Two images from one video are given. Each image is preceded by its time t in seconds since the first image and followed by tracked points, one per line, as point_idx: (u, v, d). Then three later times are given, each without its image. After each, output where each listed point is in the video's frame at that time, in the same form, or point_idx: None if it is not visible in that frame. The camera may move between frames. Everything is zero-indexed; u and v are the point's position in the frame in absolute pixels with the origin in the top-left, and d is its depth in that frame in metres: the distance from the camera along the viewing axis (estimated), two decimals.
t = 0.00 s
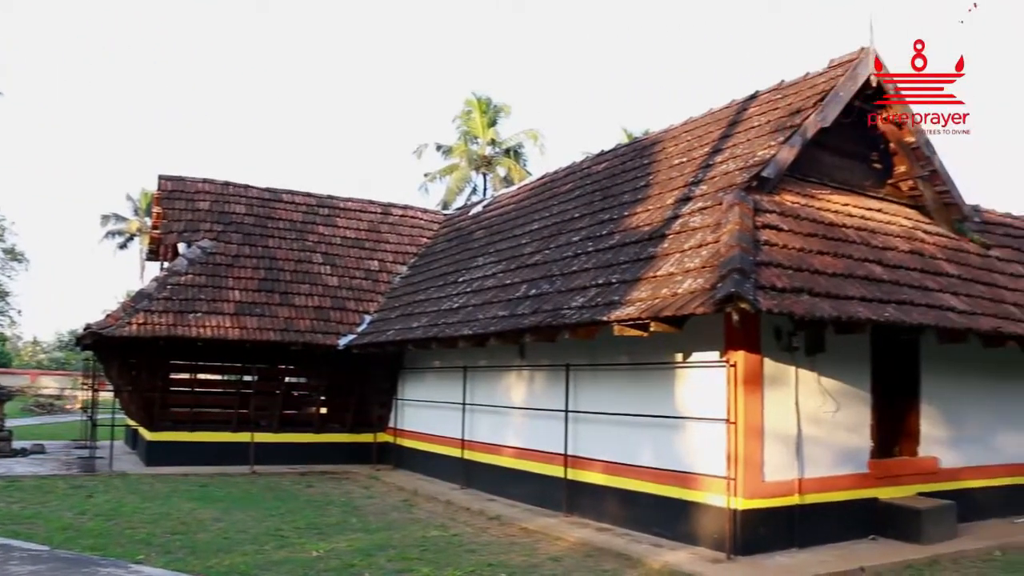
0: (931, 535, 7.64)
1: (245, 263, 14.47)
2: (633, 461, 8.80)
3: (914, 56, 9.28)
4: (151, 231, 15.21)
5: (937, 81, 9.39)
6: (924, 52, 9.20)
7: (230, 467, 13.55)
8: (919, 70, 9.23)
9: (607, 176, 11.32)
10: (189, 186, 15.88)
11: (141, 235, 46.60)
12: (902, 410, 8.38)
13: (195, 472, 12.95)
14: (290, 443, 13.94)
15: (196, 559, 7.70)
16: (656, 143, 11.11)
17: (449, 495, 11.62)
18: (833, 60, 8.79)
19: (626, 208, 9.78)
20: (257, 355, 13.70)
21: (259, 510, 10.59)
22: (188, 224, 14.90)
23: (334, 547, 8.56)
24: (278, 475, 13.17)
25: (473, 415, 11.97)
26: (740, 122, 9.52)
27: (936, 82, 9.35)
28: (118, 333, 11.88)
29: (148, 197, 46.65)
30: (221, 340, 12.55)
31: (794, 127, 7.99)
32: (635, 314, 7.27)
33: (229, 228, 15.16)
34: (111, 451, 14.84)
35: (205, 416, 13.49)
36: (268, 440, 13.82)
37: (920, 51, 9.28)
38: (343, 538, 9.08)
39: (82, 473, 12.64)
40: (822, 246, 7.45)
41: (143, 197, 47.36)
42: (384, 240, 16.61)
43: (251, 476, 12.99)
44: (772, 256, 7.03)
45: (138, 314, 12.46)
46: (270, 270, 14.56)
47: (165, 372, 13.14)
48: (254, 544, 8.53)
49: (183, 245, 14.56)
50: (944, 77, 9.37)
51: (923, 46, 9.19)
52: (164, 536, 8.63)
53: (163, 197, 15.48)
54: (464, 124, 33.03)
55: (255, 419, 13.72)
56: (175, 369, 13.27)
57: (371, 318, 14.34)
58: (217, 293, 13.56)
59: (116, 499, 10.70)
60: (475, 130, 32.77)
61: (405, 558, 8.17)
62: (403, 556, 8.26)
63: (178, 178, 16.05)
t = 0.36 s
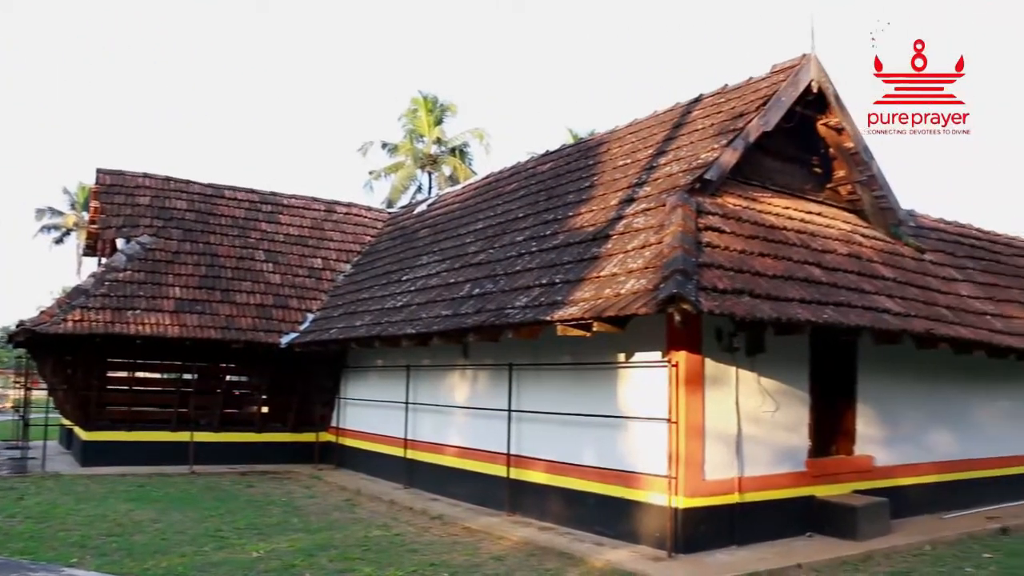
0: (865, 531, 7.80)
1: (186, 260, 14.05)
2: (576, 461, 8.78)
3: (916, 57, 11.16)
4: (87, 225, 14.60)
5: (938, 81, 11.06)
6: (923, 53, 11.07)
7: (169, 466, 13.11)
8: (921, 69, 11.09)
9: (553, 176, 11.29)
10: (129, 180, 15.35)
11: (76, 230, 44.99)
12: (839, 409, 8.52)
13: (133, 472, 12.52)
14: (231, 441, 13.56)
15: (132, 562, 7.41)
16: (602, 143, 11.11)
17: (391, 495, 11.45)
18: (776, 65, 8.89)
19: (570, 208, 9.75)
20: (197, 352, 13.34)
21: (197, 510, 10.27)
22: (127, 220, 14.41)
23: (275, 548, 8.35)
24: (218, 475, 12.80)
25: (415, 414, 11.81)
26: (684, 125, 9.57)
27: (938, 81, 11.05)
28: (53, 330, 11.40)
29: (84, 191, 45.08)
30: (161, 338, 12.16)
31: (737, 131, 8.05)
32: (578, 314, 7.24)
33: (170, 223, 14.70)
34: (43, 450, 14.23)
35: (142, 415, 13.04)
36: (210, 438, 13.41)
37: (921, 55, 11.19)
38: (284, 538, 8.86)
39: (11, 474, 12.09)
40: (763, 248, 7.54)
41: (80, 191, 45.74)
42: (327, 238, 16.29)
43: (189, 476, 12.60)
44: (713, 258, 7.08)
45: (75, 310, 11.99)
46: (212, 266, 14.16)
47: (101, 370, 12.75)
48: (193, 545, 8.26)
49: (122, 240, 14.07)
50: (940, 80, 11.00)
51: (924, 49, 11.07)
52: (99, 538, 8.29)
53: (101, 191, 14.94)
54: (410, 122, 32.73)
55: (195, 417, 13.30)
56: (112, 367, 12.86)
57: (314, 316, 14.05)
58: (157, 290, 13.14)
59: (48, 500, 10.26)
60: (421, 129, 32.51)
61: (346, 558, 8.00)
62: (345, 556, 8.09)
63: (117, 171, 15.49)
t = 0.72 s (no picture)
0: (805, 529, 7.91)
1: (126, 256, 13.62)
2: (522, 460, 8.73)
3: (917, 57, 11.33)
4: (25, 220, 14.08)
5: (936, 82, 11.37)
6: (923, 54, 11.25)
7: (108, 467, 12.68)
8: (920, 69, 11.36)
9: (501, 175, 11.21)
10: (68, 173, 14.85)
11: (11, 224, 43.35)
12: (781, 409, 8.63)
13: (70, 472, 12.11)
14: (173, 441, 13.20)
15: (65, 566, 7.12)
16: (550, 144, 11.07)
17: (336, 495, 11.25)
18: (723, 69, 8.95)
19: (518, 208, 9.68)
20: (138, 350, 12.98)
21: (136, 511, 9.94)
22: (66, 214, 13.92)
23: (217, 549, 8.12)
24: (159, 475, 12.44)
25: (361, 412, 11.63)
26: (632, 127, 9.58)
27: (936, 81, 11.33)
28: None
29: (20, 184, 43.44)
30: (100, 335, 11.76)
31: (684, 133, 8.08)
32: (525, 314, 7.18)
33: (111, 218, 14.25)
34: None
35: (80, 413, 12.55)
36: (150, 438, 13.03)
37: (921, 54, 11.33)
38: (226, 540, 8.63)
39: None
40: (708, 250, 7.59)
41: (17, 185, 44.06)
42: (273, 235, 15.95)
43: (127, 476, 12.21)
44: (659, 259, 7.10)
45: (10, 307, 11.54)
46: (154, 262, 13.75)
47: (38, 369, 12.36)
48: (131, 547, 7.98)
49: (60, 235, 13.58)
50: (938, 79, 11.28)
51: (924, 49, 11.24)
52: (31, 541, 7.95)
53: (39, 183, 14.41)
54: (358, 119, 32.34)
55: (136, 417, 12.94)
56: (49, 365, 12.43)
57: (259, 314, 13.73)
58: (97, 286, 12.71)
59: None
60: (370, 126, 32.14)
61: (290, 559, 7.82)
62: (288, 557, 7.91)
63: (55, 164, 14.96)
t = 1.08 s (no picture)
0: (750, 527, 8.01)
1: (67, 251, 13.21)
2: (469, 459, 8.67)
3: (916, 57, 11.42)
4: None
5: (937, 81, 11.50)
6: (923, 53, 11.34)
7: (46, 467, 12.25)
8: (920, 69, 11.44)
9: (451, 173, 11.12)
10: (6, 166, 14.35)
11: None
12: (727, 408, 8.72)
13: (6, 473, 11.67)
14: (114, 441, 12.80)
15: None
16: (500, 143, 11.02)
17: (283, 495, 11.05)
18: (672, 72, 9.00)
19: (467, 207, 9.60)
20: (79, 348, 12.62)
21: (75, 513, 9.62)
22: (4, 207, 13.44)
23: (159, 551, 7.90)
24: (100, 475, 12.09)
25: (308, 411, 11.45)
26: (581, 127, 9.58)
27: (935, 82, 11.44)
28: None
29: None
30: (39, 332, 11.39)
31: (633, 134, 8.09)
32: (473, 313, 7.12)
33: (51, 212, 13.81)
34: None
35: (17, 413, 12.12)
36: (91, 439, 12.61)
37: (921, 54, 11.41)
38: (169, 541, 8.40)
39: None
40: (656, 251, 7.62)
41: None
42: (219, 231, 15.62)
43: (66, 476, 11.83)
44: (607, 259, 7.10)
45: None
46: (96, 258, 13.36)
47: None
48: (69, 550, 7.72)
49: None
50: (940, 80, 11.40)
51: (924, 49, 11.32)
52: None
53: None
54: (307, 116, 31.92)
55: (77, 416, 12.52)
56: None
57: (205, 311, 13.42)
58: (36, 282, 12.30)
59: None
60: (319, 123, 31.74)
61: (235, 559, 7.65)
62: (233, 557, 7.74)
63: None
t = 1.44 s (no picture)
0: (695, 525, 8.09)
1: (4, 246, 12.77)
2: (416, 459, 8.60)
3: (917, 57, 11.46)
4: None
5: (938, 81, 11.39)
6: (923, 53, 11.37)
7: None
8: (920, 69, 11.44)
9: (399, 171, 11.02)
10: None
11: None
12: (673, 408, 8.81)
13: None
14: (53, 442, 12.42)
15: None
16: (450, 142, 10.96)
17: (227, 495, 10.85)
18: (620, 74, 9.05)
19: (415, 206, 9.52)
20: (15, 346, 12.14)
21: (9, 515, 9.30)
22: None
23: (98, 554, 7.68)
24: (37, 476, 11.73)
25: (253, 410, 11.26)
26: (530, 127, 9.57)
27: (937, 82, 11.37)
28: None
29: None
30: None
31: (582, 135, 8.11)
32: (421, 312, 7.06)
33: None
34: None
35: None
36: (28, 439, 12.23)
37: (921, 54, 11.46)
38: (108, 543, 8.17)
39: None
40: (603, 251, 7.65)
41: None
42: (164, 228, 15.26)
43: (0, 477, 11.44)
44: (555, 259, 7.11)
45: None
46: (34, 253, 12.94)
47: None
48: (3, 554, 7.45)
49: None
50: (940, 80, 11.34)
51: (924, 49, 11.35)
52: None
53: None
54: (255, 112, 31.44)
55: (13, 415, 12.10)
56: None
57: (148, 309, 13.10)
58: None
59: None
60: (266, 119, 31.27)
61: (177, 561, 7.47)
62: (175, 559, 7.55)
63: None
